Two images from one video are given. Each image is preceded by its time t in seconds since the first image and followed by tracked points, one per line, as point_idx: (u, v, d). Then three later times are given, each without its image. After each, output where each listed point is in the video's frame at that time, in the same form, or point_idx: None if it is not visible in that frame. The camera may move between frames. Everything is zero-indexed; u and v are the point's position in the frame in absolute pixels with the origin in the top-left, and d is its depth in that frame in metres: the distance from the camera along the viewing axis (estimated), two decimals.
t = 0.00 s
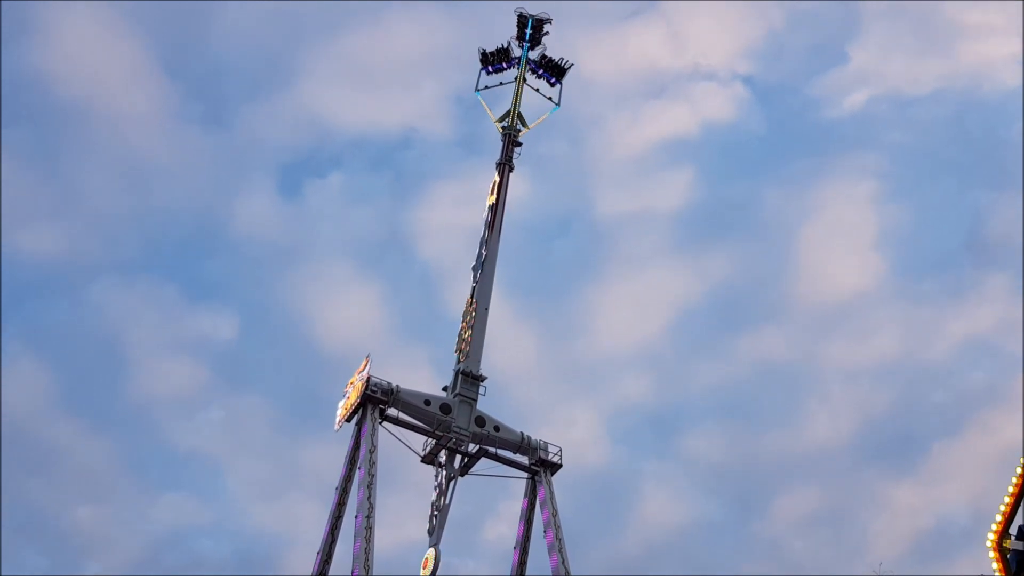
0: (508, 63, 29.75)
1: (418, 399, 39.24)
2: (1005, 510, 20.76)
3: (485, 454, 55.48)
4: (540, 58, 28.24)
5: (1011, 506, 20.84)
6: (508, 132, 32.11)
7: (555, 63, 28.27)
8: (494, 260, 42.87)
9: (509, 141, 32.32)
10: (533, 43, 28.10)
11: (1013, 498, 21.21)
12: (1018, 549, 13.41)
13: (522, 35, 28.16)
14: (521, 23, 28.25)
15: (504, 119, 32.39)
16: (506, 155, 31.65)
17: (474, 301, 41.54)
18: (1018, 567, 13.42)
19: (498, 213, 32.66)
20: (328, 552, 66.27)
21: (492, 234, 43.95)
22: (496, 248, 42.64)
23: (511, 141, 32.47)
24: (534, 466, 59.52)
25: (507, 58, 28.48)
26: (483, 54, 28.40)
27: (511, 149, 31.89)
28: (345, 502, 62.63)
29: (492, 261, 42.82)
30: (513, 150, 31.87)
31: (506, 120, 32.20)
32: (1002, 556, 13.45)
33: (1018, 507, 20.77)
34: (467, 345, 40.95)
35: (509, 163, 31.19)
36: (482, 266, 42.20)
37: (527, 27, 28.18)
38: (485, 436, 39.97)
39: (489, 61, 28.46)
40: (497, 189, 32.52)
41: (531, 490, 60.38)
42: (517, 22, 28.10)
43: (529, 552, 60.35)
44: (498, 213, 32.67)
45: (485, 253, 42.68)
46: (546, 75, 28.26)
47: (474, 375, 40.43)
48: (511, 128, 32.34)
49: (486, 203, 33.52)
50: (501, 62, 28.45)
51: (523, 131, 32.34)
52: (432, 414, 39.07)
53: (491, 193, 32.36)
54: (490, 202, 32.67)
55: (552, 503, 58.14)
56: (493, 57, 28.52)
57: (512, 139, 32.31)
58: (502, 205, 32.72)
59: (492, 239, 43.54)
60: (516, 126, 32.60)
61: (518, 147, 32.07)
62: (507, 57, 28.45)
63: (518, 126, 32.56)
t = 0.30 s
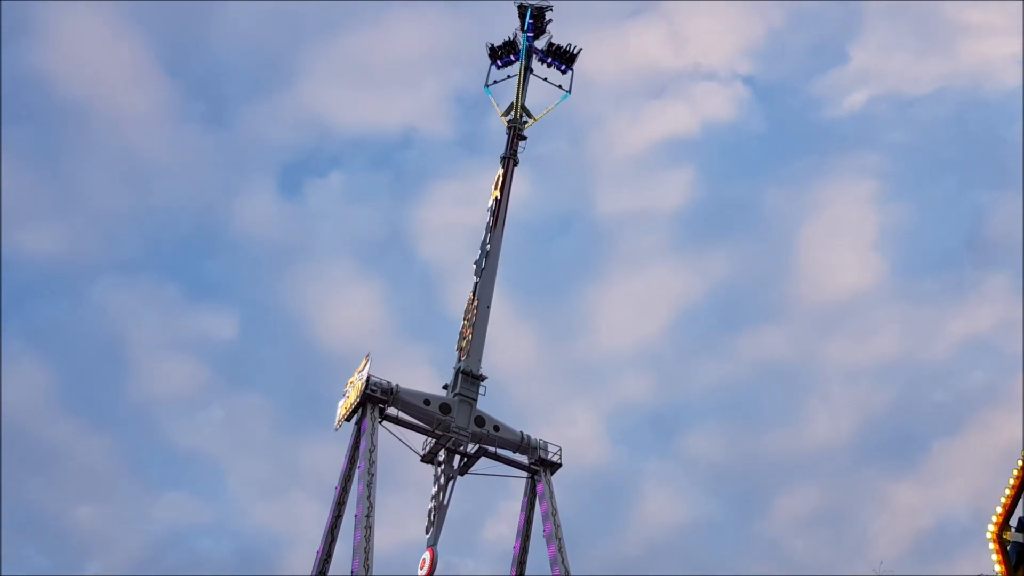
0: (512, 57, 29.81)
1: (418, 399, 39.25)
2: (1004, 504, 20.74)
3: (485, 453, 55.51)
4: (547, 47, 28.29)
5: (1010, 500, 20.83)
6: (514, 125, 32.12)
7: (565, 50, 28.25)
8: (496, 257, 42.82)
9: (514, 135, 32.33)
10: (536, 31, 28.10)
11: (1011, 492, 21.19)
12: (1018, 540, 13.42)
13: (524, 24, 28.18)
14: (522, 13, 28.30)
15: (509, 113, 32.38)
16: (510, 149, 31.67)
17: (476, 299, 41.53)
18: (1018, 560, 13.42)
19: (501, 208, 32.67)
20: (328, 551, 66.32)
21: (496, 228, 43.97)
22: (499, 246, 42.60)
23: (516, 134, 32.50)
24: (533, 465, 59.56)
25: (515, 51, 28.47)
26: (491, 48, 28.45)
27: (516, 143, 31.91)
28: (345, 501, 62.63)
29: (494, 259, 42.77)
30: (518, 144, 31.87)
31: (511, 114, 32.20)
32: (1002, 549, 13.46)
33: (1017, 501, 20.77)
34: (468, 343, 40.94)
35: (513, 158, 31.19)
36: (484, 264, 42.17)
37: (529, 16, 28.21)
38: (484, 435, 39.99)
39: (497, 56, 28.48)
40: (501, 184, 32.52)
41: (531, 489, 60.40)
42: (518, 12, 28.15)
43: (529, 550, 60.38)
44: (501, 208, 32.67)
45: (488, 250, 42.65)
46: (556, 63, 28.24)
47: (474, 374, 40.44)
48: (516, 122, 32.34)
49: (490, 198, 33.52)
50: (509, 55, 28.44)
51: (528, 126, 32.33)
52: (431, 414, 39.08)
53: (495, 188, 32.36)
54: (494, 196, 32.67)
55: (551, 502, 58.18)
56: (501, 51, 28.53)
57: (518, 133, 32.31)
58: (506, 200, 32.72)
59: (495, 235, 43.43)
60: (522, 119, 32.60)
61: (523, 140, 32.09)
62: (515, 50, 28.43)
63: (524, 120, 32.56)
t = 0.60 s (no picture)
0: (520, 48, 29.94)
1: (418, 397, 39.38)
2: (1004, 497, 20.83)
3: (485, 451, 55.65)
4: (557, 33, 28.44)
5: (1011, 493, 20.92)
6: (522, 116, 32.23)
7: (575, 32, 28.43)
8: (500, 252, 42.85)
9: (522, 126, 32.43)
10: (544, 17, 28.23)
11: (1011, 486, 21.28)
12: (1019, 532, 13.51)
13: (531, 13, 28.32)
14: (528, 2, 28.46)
15: (516, 103, 32.49)
16: (518, 141, 31.78)
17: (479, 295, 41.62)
18: (1018, 551, 13.57)
19: (508, 200, 32.75)
20: (328, 548, 66.57)
21: (501, 223, 44.04)
22: (503, 241, 42.66)
23: (525, 125, 32.63)
24: (534, 463, 59.72)
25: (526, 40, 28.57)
26: (502, 40, 28.55)
27: (524, 134, 32.02)
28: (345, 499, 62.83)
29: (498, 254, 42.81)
30: (526, 134, 31.97)
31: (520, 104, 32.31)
32: (1003, 540, 13.55)
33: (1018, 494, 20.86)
34: (470, 341, 41.02)
35: (520, 149, 31.31)
36: (488, 260, 42.22)
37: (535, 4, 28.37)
38: (485, 434, 40.12)
39: (509, 47, 28.59)
40: (508, 176, 32.61)
41: (531, 487, 60.57)
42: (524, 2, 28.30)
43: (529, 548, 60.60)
44: (508, 200, 32.75)
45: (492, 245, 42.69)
46: (569, 47, 28.39)
47: (476, 372, 40.55)
48: (524, 112, 32.44)
49: (496, 190, 33.61)
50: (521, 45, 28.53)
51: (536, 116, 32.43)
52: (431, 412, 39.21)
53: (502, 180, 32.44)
54: (501, 188, 32.75)
55: (551, 500, 58.33)
56: (511, 42, 28.64)
57: (525, 123, 32.43)
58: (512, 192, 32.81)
59: (499, 232, 43.52)
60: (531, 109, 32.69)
61: (531, 130, 32.19)
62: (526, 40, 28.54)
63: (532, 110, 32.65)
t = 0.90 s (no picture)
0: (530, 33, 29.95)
1: (418, 393, 39.49)
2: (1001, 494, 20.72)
3: (485, 446, 55.78)
4: (570, 13, 28.42)
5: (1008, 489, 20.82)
6: (532, 101, 32.23)
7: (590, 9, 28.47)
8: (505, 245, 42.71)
9: (533, 111, 32.47)
10: None
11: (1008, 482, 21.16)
12: (1018, 521, 12.66)
13: None
14: None
15: (527, 89, 32.47)
16: (528, 128, 31.85)
17: (482, 291, 41.63)
18: (1018, 540, 12.67)
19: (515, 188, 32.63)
20: (329, 543, 66.79)
21: (507, 215, 44.02)
22: (507, 235, 42.66)
23: (534, 111, 32.63)
24: (534, 459, 59.85)
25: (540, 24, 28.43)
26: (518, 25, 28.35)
27: (533, 120, 32.02)
28: (345, 494, 63.00)
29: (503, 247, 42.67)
30: (535, 121, 32.04)
31: (529, 90, 32.29)
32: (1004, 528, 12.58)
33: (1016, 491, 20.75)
34: (473, 336, 40.95)
35: (529, 137, 31.34)
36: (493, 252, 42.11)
37: None
38: (485, 430, 40.24)
39: (524, 31, 28.40)
40: (516, 164, 32.55)
41: (531, 483, 60.66)
42: None
43: (529, 544, 60.75)
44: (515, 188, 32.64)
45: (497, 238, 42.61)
46: (585, 24, 28.40)
47: (477, 369, 40.57)
48: (534, 98, 32.43)
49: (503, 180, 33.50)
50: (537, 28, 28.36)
51: (546, 102, 32.47)
52: (432, 408, 39.30)
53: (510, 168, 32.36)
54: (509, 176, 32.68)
55: (551, 496, 58.44)
56: (525, 26, 28.47)
57: (535, 109, 32.46)
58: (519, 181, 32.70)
59: (504, 225, 43.50)
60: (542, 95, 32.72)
61: (541, 116, 32.20)
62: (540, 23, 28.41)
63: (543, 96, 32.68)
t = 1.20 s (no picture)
0: (545, 2, 29.78)
1: (418, 376, 39.52)
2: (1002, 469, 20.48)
3: (484, 429, 55.93)
4: None
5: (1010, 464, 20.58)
6: (543, 74, 32.04)
7: None
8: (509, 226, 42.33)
9: (543, 84, 32.33)
10: None
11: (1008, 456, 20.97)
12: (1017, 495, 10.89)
13: None
14: None
15: (538, 60, 32.26)
16: (537, 102, 31.72)
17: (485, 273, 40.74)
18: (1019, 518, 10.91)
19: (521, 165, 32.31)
20: (329, 525, 67.08)
21: (513, 194, 43.92)
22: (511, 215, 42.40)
23: (545, 84, 32.50)
24: (533, 442, 59.98)
25: None
26: None
27: (543, 94, 31.86)
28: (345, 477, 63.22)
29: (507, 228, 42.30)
30: (545, 95, 31.92)
31: (540, 62, 32.06)
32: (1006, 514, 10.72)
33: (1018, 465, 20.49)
34: (474, 318, 40.61)
35: (538, 111, 31.20)
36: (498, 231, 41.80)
37: None
38: (484, 414, 40.33)
39: None
40: (524, 140, 32.31)
41: (530, 466, 60.80)
42: None
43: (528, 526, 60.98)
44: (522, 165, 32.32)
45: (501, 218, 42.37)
46: None
47: (477, 353, 40.46)
48: (545, 70, 32.22)
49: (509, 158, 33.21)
50: None
51: (557, 75, 32.30)
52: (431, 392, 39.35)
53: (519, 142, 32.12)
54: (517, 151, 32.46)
55: (550, 479, 58.60)
56: None
57: (546, 82, 32.31)
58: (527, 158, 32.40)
59: (509, 205, 43.37)
60: (554, 68, 32.52)
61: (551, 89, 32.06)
62: None
63: (555, 69, 32.49)
